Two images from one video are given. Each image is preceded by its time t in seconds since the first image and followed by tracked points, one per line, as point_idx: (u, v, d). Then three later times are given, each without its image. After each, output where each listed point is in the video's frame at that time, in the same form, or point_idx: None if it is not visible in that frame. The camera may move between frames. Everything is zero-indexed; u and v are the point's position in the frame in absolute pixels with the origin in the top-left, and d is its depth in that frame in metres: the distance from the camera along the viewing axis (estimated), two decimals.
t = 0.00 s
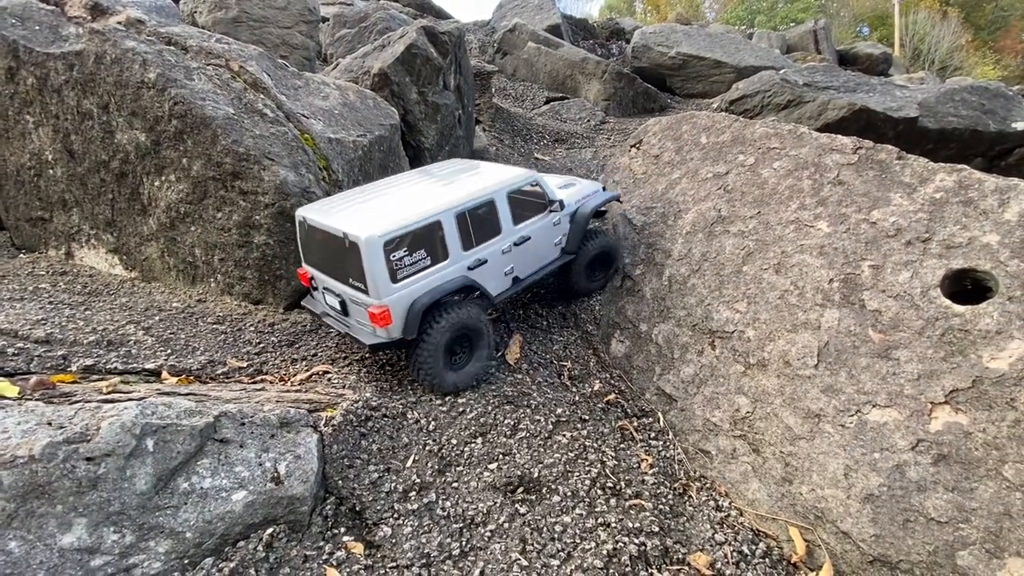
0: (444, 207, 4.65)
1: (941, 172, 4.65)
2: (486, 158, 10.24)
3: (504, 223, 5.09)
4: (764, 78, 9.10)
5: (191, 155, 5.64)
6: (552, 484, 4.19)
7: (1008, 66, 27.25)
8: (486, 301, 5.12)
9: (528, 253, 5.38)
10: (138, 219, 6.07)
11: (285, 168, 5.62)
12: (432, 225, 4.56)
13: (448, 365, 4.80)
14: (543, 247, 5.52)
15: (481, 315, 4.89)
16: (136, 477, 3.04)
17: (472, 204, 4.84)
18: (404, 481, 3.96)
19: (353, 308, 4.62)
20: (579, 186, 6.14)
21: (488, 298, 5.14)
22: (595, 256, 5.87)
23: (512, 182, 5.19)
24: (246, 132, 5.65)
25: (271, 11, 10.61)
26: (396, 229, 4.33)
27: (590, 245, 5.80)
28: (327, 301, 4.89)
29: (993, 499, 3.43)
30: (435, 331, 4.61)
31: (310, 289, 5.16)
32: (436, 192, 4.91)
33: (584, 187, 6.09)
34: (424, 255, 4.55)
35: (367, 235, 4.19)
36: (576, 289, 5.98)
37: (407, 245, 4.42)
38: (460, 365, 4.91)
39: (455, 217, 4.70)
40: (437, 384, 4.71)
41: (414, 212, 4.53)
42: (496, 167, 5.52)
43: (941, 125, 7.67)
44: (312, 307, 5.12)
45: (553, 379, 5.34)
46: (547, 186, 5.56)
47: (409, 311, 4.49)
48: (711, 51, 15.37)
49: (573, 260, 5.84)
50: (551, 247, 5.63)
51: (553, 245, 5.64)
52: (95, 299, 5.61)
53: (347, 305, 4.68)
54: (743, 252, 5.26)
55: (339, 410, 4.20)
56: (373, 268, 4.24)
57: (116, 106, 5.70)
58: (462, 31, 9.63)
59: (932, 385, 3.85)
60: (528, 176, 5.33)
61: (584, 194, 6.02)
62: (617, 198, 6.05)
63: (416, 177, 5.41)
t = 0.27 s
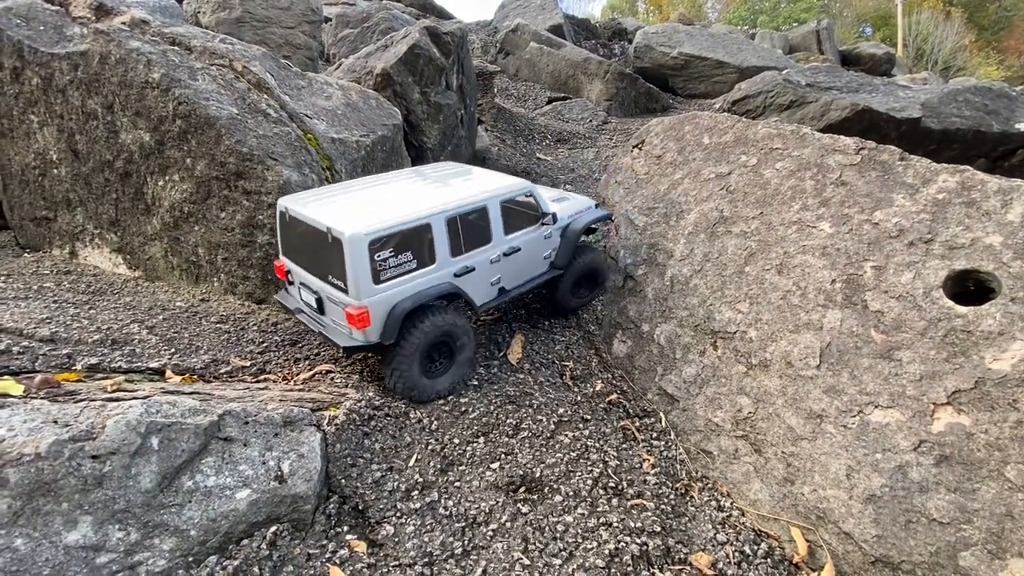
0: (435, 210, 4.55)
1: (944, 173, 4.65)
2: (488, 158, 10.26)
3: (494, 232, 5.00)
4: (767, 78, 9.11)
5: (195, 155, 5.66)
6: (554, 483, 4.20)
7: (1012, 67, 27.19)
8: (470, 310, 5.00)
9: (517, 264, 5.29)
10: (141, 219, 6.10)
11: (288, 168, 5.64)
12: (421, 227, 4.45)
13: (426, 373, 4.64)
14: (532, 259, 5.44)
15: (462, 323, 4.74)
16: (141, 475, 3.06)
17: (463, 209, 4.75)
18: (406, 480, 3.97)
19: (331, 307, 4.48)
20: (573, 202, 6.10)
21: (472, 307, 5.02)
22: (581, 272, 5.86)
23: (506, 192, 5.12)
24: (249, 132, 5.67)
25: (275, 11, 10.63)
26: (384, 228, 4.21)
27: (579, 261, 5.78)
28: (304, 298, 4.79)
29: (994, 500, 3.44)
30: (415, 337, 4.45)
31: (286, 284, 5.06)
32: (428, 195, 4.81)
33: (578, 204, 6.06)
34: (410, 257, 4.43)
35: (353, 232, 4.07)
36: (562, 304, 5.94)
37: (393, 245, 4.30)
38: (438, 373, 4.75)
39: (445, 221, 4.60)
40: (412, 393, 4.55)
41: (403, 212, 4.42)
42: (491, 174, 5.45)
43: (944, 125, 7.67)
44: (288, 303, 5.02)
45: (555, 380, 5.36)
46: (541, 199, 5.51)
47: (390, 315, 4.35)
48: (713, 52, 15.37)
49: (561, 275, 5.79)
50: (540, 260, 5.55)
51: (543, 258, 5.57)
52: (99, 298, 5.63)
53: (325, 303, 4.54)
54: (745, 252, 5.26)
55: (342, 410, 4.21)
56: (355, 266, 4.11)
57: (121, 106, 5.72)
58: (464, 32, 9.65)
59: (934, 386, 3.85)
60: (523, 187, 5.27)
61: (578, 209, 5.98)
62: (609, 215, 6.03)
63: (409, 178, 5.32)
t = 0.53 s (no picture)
0: (427, 202, 4.45)
1: (948, 173, 4.65)
2: (491, 158, 10.27)
3: (485, 231, 4.91)
4: (770, 78, 9.10)
5: (200, 155, 5.67)
6: (558, 482, 4.20)
7: (1016, 67, 27.11)
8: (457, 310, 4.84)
9: (506, 267, 5.18)
10: (146, 218, 6.11)
11: (293, 168, 5.66)
12: (411, 218, 4.34)
13: (406, 371, 4.46)
14: (522, 264, 5.35)
15: (448, 321, 4.57)
16: (147, 472, 3.07)
17: (456, 205, 4.65)
18: (410, 479, 3.98)
19: (311, 295, 4.32)
20: (563, 214, 6.08)
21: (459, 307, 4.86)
22: (572, 282, 5.79)
23: (499, 193, 5.06)
24: (254, 132, 5.69)
25: (278, 11, 10.66)
26: (372, 215, 4.09)
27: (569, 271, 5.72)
28: (283, 288, 4.66)
29: (999, 500, 3.43)
30: (397, 332, 4.28)
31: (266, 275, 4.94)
32: (419, 189, 4.72)
33: (568, 216, 6.04)
34: (398, 248, 4.30)
35: (340, 216, 3.95)
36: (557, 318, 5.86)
37: (381, 234, 4.17)
38: (419, 373, 4.58)
39: (436, 214, 4.49)
40: (390, 391, 4.37)
41: (393, 201, 4.31)
42: (484, 177, 5.40)
43: (949, 126, 7.65)
44: (266, 295, 4.89)
45: (558, 379, 5.36)
46: (533, 205, 5.46)
47: (373, 307, 4.19)
48: (716, 52, 15.36)
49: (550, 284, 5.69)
50: (530, 267, 5.45)
51: (533, 264, 5.47)
52: (104, 297, 5.65)
53: (305, 293, 4.39)
54: (749, 253, 5.26)
55: (346, 408, 4.22)
56: (340, 251, 3.97)
57: (126, 105, 5.74)
58: (468, 32, 9.66)
59: (938, 386, 3.85)
60: (516, 191, 5.21)
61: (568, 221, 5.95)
62: (598, 228, 6.02)
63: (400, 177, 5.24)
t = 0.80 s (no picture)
0: (416, 200, 4.44)
1: (952, 176, 4.66)
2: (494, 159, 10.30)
3: (474, 234, 4.89)
4: (773, 80, 9.10)
5: (205, 156, 5.70)
6: (561, 484, 4.22)
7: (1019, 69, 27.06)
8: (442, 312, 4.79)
9: (494, 272, 5.14)
10: (151, 219, 6.14)
11: (297, 170, 5.68)
12: (399, 214, 4.33)
13: (387, 371, 4.36)
14: (512, 270, 5.32)
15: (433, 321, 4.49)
16: (154, 473, 3.09)
17: (446, 205, 4.64)
18: (414, 480, 4.00)
19: (291, 288, 4.27)
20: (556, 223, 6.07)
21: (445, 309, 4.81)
22: (561, 293, 5.73)
23: (491, 197, 5.06)
24: (259, 134, 5.72)
25: (282, 12, 10.69)
26: (359, 207, 4.08)
27: (558, 280, 5.68)
28: (263, 282, 4.60)
29: (1001, 504, 3.44)
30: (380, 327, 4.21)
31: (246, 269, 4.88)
32: (410, 188, 4.72)
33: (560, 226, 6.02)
34: (384, 244, 4.27)
35: (326, 206, 3.94)
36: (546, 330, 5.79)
37: (368, 227, 4.15)
38: (401, 374, 4.48)
39: (425, 212, 4.48)
40: (369, 390, 4.26)
41: (382, 196, 4.30)
42: (476, 182, 5.41)
43: (952, 128, 7.65)
44: (245, 290, 4.83)
45: (561, 381, 5.38)
46: (525, 211, 5.46)
47: (355, 302, 4.13)
48: (718, 53, 15.36)
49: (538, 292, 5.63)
50: (519, 274, 5.42)
51: (522, 271, 5.44)
52: (109, 297, 5.68)
53: (286, 286, 4.33)
54: (752, 255, 5.27)
55: (351, 409, 4.24)
56: (324, 242, 3.94)
57: (132, 107, 5.77)
58: (471, 33, 9.68)
59: (941, 390, 3.86)
60: (508, 197, 5.22)
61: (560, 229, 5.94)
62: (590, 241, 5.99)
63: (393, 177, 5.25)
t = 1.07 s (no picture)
0: (398, 191, 4.43)
1: (954, 176, 4.67)
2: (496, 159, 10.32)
3: (458, 228, 4.88)
4: (776, 81, 9.12)
5: (210, 156, 5.72)
6: (564, 483, 4.23)
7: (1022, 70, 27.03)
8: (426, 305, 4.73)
9: (479, 269, 5.12)
10: (155, 218, 6.17)
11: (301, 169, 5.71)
12: (381, 204, 4.31)
13: (372, 367, 4.30)
14: (497, 267, 5.29)
15: (418, 315, 4.45)
16: (160, 470, 3.12)
17: (428, 197, 4.64)
18: (418, 478, 4.02)
19: (271, 279, 4.19)
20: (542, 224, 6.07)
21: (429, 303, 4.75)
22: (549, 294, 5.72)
23: (474, 192, 5.07)
24: (263, 133, 5.74)
25: (285, 12, 10.72)
26: (341, 195, 4.06)
27: (547, 280, 5.67)
28: (244, 277, 4.50)
29: (1004, 503, 3.45)
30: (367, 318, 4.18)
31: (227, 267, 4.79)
32: (392, 182, 4.72)
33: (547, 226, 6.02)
34: (365, 233, 4.24)
35: (307, 192, 3.91)
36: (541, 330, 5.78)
37: (349, 216, 4.13)
38: (386, 371, 4.43)
39: (407, 203, 4.47)
40: (353, 385, 4.20)
41: (363, 186, 4.29)
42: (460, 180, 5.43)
43: (954, 128, 7.66)
44: (224, 287, 4.75)
45: (563, 380, 5.40)
46: (510, 209, 5.47)
47: (336, 292, 4.08)
48: (720, 53, 15.37)
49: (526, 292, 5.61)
50: (505, 271, 5.40)
51: (509, 269, 5.42)
52: (114, 296, 5.70)
53: (265, 277, 4.26)
54: (754, 255, 5.28)
55: (354, 407, 4.25)
56: (304, 228, 3.90)
57: (137, 106, 5.80)
58: (474, 33, 9.70)
59: (944, 390, 3.86)
60: (492, 193, 5.24)
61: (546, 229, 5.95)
62: (577, 241, 5.98)
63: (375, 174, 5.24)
